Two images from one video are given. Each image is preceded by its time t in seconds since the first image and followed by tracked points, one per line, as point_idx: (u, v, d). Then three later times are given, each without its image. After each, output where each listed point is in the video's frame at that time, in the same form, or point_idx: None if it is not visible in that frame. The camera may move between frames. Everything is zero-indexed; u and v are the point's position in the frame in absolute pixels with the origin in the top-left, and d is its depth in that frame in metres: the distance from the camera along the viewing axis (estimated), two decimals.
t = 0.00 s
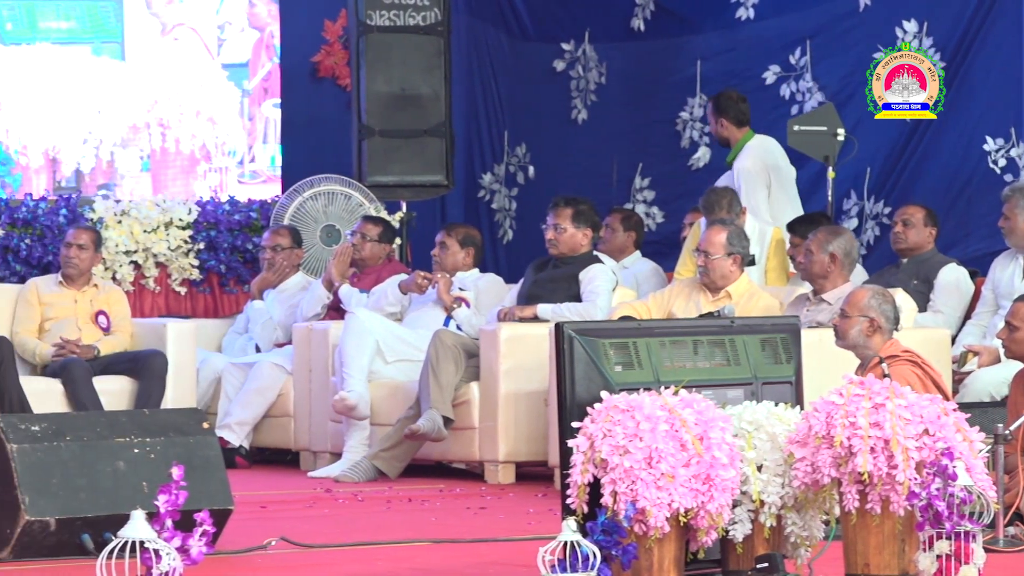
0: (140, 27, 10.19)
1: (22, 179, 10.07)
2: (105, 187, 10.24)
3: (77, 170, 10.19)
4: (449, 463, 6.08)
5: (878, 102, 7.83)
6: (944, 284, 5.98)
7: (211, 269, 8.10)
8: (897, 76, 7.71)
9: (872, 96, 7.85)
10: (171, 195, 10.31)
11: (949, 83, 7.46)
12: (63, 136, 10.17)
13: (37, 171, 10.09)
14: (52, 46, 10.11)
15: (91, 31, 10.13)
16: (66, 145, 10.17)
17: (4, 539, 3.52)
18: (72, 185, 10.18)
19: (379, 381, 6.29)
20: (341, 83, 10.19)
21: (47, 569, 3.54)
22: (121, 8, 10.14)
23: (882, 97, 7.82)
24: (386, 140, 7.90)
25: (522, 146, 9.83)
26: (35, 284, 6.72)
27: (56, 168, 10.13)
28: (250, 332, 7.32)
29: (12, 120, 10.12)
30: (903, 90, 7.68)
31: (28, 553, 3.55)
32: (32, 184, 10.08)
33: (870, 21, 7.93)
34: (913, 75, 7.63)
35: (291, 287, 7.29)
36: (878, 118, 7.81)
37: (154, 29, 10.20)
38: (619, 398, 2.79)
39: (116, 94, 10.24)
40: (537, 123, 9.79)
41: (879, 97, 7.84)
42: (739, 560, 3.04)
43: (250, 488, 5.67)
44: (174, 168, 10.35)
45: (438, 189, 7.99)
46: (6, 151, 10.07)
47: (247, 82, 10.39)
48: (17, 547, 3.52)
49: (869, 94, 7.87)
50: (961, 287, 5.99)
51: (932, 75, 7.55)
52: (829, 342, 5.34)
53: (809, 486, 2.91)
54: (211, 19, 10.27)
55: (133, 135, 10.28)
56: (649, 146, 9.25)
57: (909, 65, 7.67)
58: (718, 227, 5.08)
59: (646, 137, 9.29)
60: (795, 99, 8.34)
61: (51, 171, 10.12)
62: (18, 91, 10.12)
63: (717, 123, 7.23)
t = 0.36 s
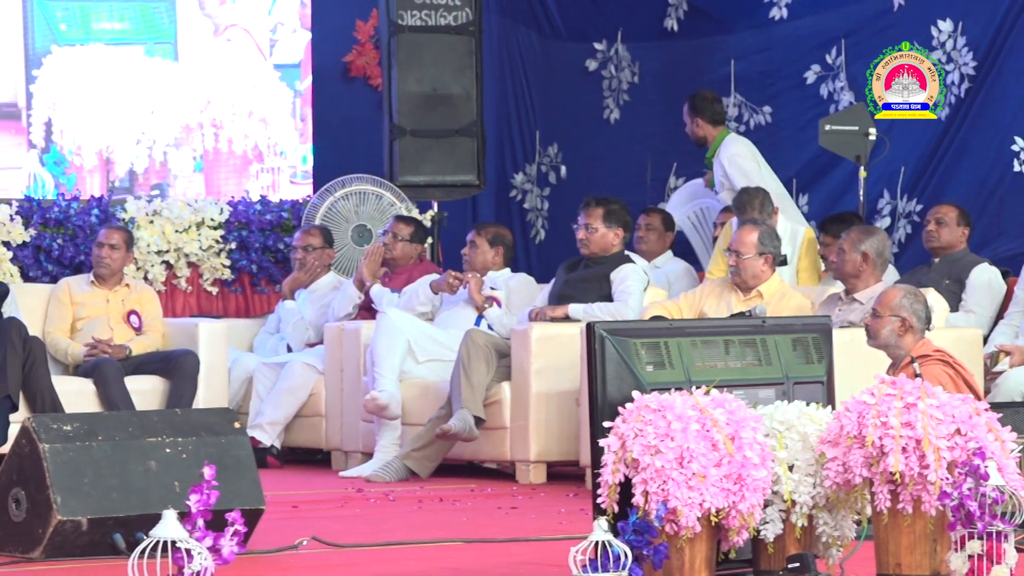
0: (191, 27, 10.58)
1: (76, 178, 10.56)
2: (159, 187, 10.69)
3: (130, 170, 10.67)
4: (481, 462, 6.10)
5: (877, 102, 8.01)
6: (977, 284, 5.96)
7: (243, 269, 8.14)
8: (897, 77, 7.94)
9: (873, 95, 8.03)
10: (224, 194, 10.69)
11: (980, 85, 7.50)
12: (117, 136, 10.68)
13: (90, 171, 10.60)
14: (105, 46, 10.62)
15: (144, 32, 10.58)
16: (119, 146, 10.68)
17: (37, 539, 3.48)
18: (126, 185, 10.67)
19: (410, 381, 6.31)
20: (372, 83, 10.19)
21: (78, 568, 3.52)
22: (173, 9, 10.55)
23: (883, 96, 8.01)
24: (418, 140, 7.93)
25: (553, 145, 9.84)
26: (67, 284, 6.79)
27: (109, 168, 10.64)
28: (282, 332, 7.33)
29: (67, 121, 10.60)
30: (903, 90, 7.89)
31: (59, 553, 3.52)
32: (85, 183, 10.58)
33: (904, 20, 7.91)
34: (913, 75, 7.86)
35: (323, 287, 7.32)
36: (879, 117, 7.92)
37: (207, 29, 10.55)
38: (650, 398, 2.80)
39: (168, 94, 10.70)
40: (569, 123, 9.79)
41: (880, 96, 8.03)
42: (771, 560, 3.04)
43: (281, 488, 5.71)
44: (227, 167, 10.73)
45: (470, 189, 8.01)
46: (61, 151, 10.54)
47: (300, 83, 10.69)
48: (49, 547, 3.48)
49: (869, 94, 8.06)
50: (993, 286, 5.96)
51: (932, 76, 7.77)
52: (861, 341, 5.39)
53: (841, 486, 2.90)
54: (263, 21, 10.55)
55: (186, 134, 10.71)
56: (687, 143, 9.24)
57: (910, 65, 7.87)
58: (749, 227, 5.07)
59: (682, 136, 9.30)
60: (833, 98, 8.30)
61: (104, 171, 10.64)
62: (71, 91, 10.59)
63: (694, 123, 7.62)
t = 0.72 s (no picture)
0: (241, 28, 10.64)
1: (125, 179, 10.63)
2: (207, 186, 10.77)
3: (179, 170, 10.73)
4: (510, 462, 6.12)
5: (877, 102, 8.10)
6: (1007, 284, 5.93)
7: (273, 269, 8.19)
8: (897, 76, 7.98)
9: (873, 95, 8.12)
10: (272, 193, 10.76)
11: (1012, 83, 7.41)
12: (166, 136, 10.72)
13: (140, 171, 10.68)
14: (154, 46, 10.69)
15: (193, 32, 10.65)
16: (168, 146, 10.72)
17: (67, 538, 3.49)
18: (175, 185, 10.75)
19: (439, 381, 6.33)
20: (402, 83, 10.21)
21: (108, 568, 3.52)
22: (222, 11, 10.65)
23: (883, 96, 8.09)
24: (447, 140, 7.95)
25: (584, 145, 9.83)
26: (96, 284, 6.84)
27: (159, 169, 10.71)
28: (311, 333, 7.38)
29: (116, 121, 10.67)
30: (903, 90, 7.95)
31: (88, 553, 3.52)
32: (135, 183, 10.66)
33: (936, 18, 7.88)
34: (913, 75, 7.93)
35: (352, 286, 7.31)
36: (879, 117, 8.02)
37: (255, 30, 10.61)
38: (679, 398, 2.80)
39: (217, 95, 10.77)
40: (599, 123, 9.79)
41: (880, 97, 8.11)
42: (800, 559, 3.05)
43: (311, 487, 5.73)
44: (276, 168, 10.79)
45: (499, 189, 8.01)
46: (110, 151, 10.64)
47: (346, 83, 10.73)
48: (79, 546, 3.49)
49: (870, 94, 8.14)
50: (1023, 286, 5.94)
51: (931, 76, 7.86)
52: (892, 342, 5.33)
53: (870, 486, 2.91)
54: (312, 21, 10.63)
55: (234, 135, 10.78)
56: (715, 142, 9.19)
57: (910, 65, 7.95)
58: (779, 226, 5.06)
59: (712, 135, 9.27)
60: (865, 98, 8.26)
61: (153, 171, 10.72)
62: (122, 91, 10.67)
63: (694, 131, 7.93)
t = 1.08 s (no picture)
0: (287, 28, 10.67)
1: (172, 179, 10.52)
2: (253, 186, 10.69)
3: (225, 170, 10.65)
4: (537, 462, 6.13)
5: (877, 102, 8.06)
6: None
7: (300, 269, 8.22)
8: (897, 76, 7.98)
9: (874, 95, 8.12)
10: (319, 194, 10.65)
11: None
12: (212, 137, 10.64)
13: (186, 171, 10.55)
14: (200, 48, 10.60)
15: (238, 33, 10.64)
16: (214, 146, 10.64)
17: (94, 538, 3.52)
18: (221, 185, 10.65)
19: (467, 381, 6.35)
20: (428, 83, 10.23)
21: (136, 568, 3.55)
22: (268, 11, 10.64)
23: (884, 97, 8.02)
24: (474, 140, 7.97)
25: (612, 145, 9.86)
26: (124, 284, 6.89)
27: (205, 169, 10.60)
28: (339, 332, 7.41)
29: (163, 121, 10.57)
30: (904, 90, 7.93)
31: (116, 553, 3.55)
32: (181, 184, 10.54)
33: (962, 19, 7.85)
34: (912, 76, 7.92)
35: (379, 287, 7.34)
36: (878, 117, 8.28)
37: (302, 30, 10.66)
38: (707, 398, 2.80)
39: (264, 94, 10.74)
40: (627, 123, 9.79)
41: (881, 96, 8.07)
42: (828, 560, 3.04)
43: (340, 488, 5.74)
44: (321, 168, 10.71)
45: (526, 189, 8.04)
46: (156, 151, 10.52)
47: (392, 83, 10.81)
48: (107, 546, 3.51)
49: (871, 94, 8.35)
50: None
51: (931, 76, 7.87)
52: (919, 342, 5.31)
53: (898, 486, 2.90)
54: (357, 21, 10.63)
55: (280, 135, 10.73)
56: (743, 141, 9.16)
57: (910, 65, 7.95)
58: (808, 226, 5.05)
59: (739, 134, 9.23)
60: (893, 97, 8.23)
61: (199, 171, 10.60)
62: (168, 91, 10.57)
63: (708, 137, 7.91)
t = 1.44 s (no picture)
0: (329, 28, 10.43)
1: (215, 180, 10.34)
2: (296, 187, 10.53)
3: (268, 171, 10.48)
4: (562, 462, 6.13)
5: (878, 102, 8.52)
6: None
7: (326, 269, 8.24)
8: (897, 77, 8.36)
9: (872, 96, 8.54)
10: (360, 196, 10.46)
11: None
12: (254, 137, 10.49)
13: (229, 172, 10.38)
14: (242, 48, 10.44)
15: (280, 34, 10.43)
16: (257, 146, 10.48)
17: (120, 538, 3.52)
18: (263, 186, 10.47)
19: (493, 381, 6.36)
20: (454, 83, 10.08)
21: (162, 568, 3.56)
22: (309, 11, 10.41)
23: (883, 98, 8.48)
24: (500, 140, 7.98)
25: (638, 145, 9.78)
26: (150, 283, 6.93)
27: (248, 169, 10.42)
28: (364, 332, 7.43)
29: (205, 122, 10.41)
30: (902, 90, 8.34)
31: (142, 553, 3.56)
32: (224, 184, 10.37)
33: (987, 19, 7.93)
34: (912, 76, 8.29)
35: (404, 286, 7.37)
36: (878, 117, 8.52)
37: (343, 30, 10.39)
38: (732, 398, 2.80)
39: (305, 94, 10.57)
40: (653, 123, 9.75)
41: (879, 97, 8.52)
42: (854, 559, 3.05)
43: (366, 487, 5.75)
44: (362, 169, 10.51)
45: (552, 189, 8.05)
46: (199, 151, 10.36)
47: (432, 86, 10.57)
48: (133, 546, 3.52)
49: (871, 94, 8.56)
50: None
51: (931, 76, 8.18)
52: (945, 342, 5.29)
53: (924, 486, 2.90)
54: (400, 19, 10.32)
55: (323, 135, 10.55)
56: (769, 141, 9.13)
57: (907, 66, 8.31)
58: (833, 226, 5.04)
59: (765, 134, 9.19)
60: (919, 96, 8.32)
61: (242, 172, 10.42)
62: (212, 91, 10.40)
63: (723, 147, 7.88)
